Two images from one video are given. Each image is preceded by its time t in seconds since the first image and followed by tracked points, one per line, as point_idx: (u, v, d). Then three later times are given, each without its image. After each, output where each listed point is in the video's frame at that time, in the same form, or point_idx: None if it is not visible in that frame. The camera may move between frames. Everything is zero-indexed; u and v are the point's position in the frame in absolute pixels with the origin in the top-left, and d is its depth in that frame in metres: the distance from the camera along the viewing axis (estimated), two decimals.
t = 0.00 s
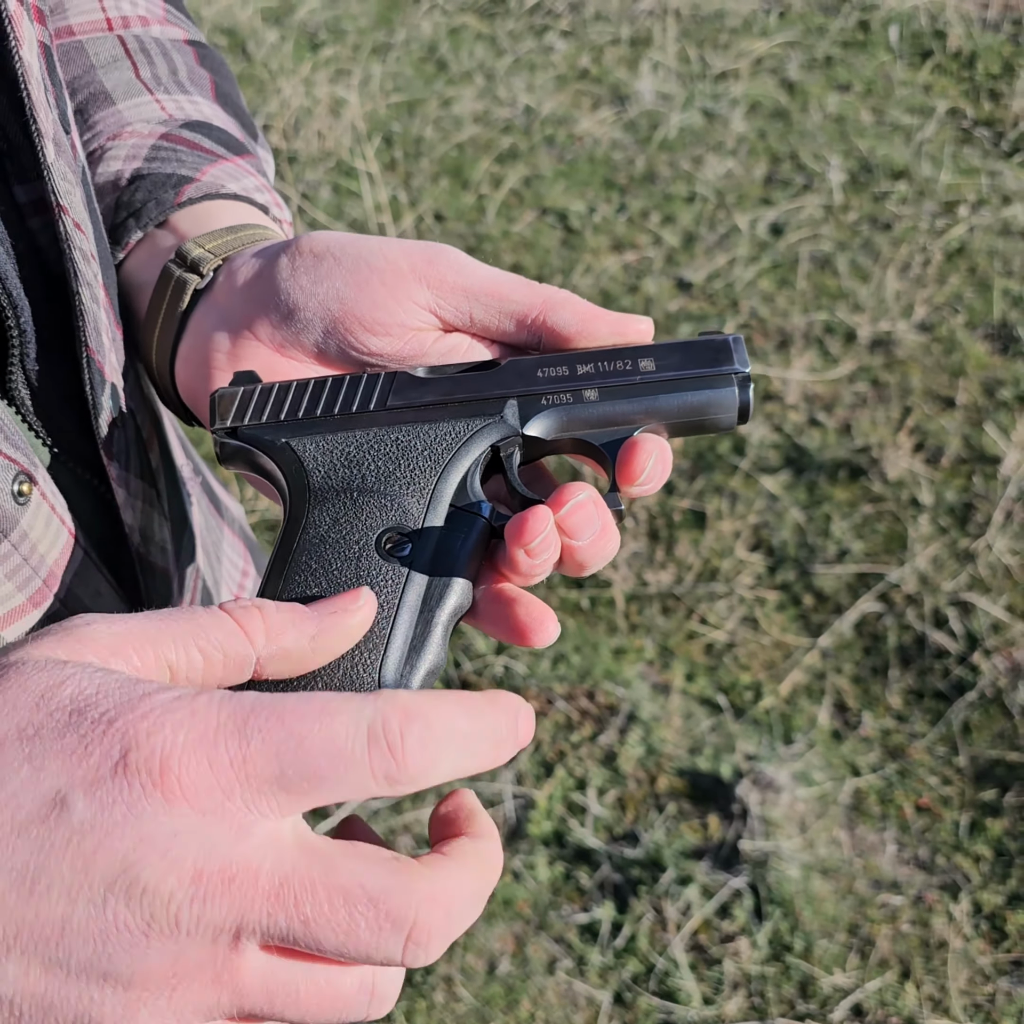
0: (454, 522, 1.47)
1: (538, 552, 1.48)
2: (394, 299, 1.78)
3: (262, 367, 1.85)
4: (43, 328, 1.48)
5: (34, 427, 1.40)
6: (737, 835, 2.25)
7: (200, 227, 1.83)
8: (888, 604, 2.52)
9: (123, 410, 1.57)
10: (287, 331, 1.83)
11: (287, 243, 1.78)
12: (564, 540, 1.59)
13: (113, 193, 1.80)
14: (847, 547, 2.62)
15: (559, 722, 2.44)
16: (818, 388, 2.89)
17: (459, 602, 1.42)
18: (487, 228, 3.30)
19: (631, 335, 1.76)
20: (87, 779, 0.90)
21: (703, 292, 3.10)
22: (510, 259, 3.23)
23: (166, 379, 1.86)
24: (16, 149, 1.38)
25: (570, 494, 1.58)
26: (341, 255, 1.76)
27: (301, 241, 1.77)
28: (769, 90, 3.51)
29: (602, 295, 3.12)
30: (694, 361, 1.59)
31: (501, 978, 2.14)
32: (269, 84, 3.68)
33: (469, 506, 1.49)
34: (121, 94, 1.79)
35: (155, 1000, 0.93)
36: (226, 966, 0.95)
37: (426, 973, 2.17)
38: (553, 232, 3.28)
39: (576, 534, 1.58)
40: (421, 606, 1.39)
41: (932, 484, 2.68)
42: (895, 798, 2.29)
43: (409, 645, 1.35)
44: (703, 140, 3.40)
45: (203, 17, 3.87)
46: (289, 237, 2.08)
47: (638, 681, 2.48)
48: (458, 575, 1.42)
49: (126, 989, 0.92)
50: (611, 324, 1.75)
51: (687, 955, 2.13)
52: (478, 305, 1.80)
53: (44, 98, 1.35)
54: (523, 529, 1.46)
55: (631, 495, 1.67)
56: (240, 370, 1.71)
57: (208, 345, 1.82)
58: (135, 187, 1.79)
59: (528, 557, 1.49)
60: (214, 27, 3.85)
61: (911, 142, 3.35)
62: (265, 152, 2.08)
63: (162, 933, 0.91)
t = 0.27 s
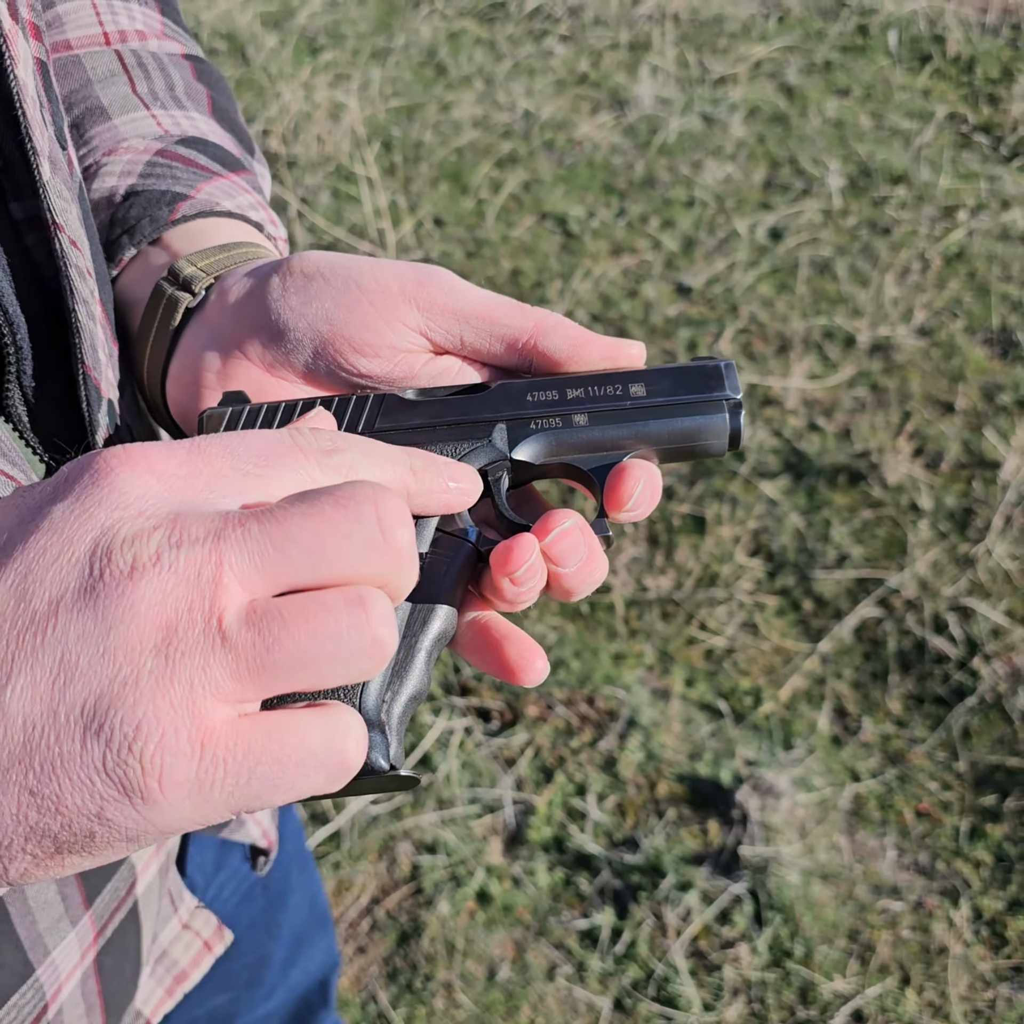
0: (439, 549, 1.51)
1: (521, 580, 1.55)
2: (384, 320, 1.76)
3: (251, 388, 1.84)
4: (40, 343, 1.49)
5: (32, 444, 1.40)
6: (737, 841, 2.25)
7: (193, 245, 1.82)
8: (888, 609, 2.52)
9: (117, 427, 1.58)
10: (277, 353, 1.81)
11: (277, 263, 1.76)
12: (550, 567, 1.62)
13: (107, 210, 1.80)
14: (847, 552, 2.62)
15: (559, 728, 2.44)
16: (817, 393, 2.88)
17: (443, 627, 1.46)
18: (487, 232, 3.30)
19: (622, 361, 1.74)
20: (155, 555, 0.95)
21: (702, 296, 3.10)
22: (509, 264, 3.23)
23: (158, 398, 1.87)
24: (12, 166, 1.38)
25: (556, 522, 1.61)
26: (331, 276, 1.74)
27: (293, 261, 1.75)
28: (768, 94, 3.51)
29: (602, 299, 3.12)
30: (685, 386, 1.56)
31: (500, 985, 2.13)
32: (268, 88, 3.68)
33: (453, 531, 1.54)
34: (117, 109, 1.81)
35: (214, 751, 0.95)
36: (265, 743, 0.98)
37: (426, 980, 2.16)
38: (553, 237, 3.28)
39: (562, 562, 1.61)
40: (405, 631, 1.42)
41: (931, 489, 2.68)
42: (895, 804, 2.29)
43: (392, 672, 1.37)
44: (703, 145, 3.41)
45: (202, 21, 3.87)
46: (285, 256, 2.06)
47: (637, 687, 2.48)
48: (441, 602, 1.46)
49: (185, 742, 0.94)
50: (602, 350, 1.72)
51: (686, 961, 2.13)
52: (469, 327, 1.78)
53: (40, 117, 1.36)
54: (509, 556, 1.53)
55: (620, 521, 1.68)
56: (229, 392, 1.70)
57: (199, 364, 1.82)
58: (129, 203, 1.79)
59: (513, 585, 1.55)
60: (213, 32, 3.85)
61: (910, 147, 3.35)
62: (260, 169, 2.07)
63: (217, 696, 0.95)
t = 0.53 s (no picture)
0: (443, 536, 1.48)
1: (524, 568, 1.50)
2: (384, 316, 1.74)
3: (251, 386, 1.82)
4: (36, 346, 1.48)
5: (27, 448, 1.39)
6: (739, 845, 2.24)
7: (191, 244, 1.81)
8: (890, 612, 2.52)
9: (115, 428, 1.56)
10: (276, 350, 1.79)
11: (275, 260, 1.75)
12: (553, 557, 1.60)
13: (103, 211, 1.80)
14: (848, 556, 2.61)
15: (560, 732, 2.43)
16: (818, 395, 2.88)
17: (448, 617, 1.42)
18: (487, 235, 3.30)
19: (622, 355, 1.74)
20: (132, 656, 0.95)
21: (703, 299, 3.09)
22: (510, 267, 3.23)
23: (155, 396, 1.85)
24: (7, 169, 1.37)
25: (558, 511, 1.59)
26: (330, 273, 1.72)
27: (291, 258, 1.74)
28: (768, 97, 3.50)
29: (602, 302, 3.11)
30: (685, 379, 1.56)
31: (501, 990, 2.12)
32: (268, 90, 3.67)
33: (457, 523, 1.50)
34: (112, 111, 1.81)
35: (208, 850, 0.97)
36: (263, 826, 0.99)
37: (426, 985, 2.15)
38: (553, 239, 3.28)
39: (564, 550, 1.60)
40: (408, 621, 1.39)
41: (932, 492, 2.68)
42: (897, 808, 2.28)
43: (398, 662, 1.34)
44: (703, 147, 3.40)
45: (202, 23, 3.86)
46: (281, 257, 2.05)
47: (638, 690, 2.47)
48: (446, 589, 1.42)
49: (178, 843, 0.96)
50: (601, 344, 1.73)
51: (688, 967, 2.13)
52: (469, 323, 1.76)
53: (35, 120, 1.35)
54: (510, 545, 1.48)
55: (620, 510, 1.68)
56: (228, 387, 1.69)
57: (197, 362, 1.79)
58: (125, 204, 1.78)
59: (516, 574, 1.51)
60: (213, 34, 3.85)
61: (910, 150, 3.35)
62: (256, 170, 2.06)
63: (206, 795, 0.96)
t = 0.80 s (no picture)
0: (438, 553, 1.44)
1: (513, 579, 1.42)
2: (382, 332, 1.75)
3: (247, 399, 1.80)
4: (30, 358, 1.47)
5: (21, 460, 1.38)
6: (739, 853, 2.23)
7: (188, 256, 1.81)
8: (891, 618, 2.51)
9: (110, 441, 1.53)
10: (274, 364, 1.78)
11: (274, 274, 1.75)
12: (544, 573, 1.55)
13: (100, 222, 1.78)
14: (849, 561, 2.61)
15: (560, 738, 2.42)
16: (819, 400, 2.87)
17: (440, 632, 1.39)
18: (488, 239, 3.29)
19: (619, 375, 1.74)
20: (136, 864, 0.94)
21: (703, 303, 3.09)
22: (510, 270, 3.22)
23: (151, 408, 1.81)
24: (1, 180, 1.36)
25: (550, 526, 1.55)
26: (329, 288, 1.73)
27: (290, 273, 1.74)
28: (769, 101, 3.50)
29: (602, 306, 3.11)
30: (682, 400, 1.56)
31: (502, 997, 2.11)
32: (268, 93, 3.66)
33: (452, 539, 1.47)
34: (108, 121, 1.78)
35: None
36: (279, 912, 0.99)
37: (426, 992, 2.14)
38: (553, 243, 3.27)
39: (555, 566, 1.54)
40: (402, 637, 1.36)
41: (933, 498, 2.67)
42: (898, 815, 2.27)
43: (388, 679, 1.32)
44: (704, 151, 3.40)
45: (202, 26, 3.86)
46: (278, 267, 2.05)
47: (639, 696, 2.46)
48: (440, 603, 1.40)
49: (188, 955, 0.96)
50: (600, 362, 1.72)
51: (689, 974, 2.12)
52: (467, 340, 1.77)
53: (28, 131, 1.33)
54: (497, 555, 1.41)
55: (615, 531, 1.63)
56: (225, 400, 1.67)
57: (193, 374, 1.78)
58: (122, 215, 1.77)
59: (506, 587, 1.43)
60: (213, 37, 3.84)
61: (911, 153, 3.35)
62: (252, 179, 2.05)
63: (207, 900, 0.97)
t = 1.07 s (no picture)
0: (430, 565, 1.44)
1: (500, 590, 1.42)
2: (374, 340, 1.76)
3: (241, 409, 1.80)
4: (22, 365, 1.47)
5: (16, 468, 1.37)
6: (739, 856, 2.23)
7: (183, 264, 1.80)
8: (891, 621, 2.51)
9: (104, 447, 1.55)
10: (267, 372, 1.78)
11: (267, 282, 1.76)
12: (535, 584, 1.54)
13: (95, 229, 1.76)
14: (849, 564, 2.61)
15: (561, 741, 2.42)
16: (819, 403, 2.87)
17: (432, 645, 1.39)
18: (488, 241, 3.29)
19: (613, 382, 1.71)
20: (113, 869, 0.94)
21: (704, 307, 3.09)
22: (511, 273, 3.22)
23: (145, 418, 1.80)
24: None
25: (540, 537, 1.53)
26: (323, 296, 1.74)
27: (283, 281, 1.74)
28: (769, 104, 3.51)
29: (603, 309, 3.11)
30: (676, 408, 1.54)
31: (502, 1000, 2.11)
32: (268, 95, 3.67)
33: (445, 551, 1.46)
34: (104, 128, 1.78)
35: None
36: (253, 918, 1.00)
37: (426, 995, 2.14)
38: (554, 246, 3.28)
39: (546, 578, 1.53)
40: (393, 652, 1.36)
41: (934, 501, 2.68)
42: (898, 818, 2.27)
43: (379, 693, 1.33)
44: (704, 155, 3.40)
45: (203, 29, 3.86)
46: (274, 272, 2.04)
47: (639, 699, 2.46)
48: (432, 615, 1.39)
49: (159, 960, 0.96)
50: (594, 371, 1.69)
51: (689, 977, 2.12)
52: (460, 349, 1.77)
53: (18, 138, 1.33)
54: (484, 566, 1.41)
55: (608, 543, 1.62)
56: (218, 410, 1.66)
57: (187, 383, 1.77)
58: (117, 222, 1.76)
59: (494, 598, 1.43)
60: (213, 40, 3.84)
61: (911, 157, 3.35)
62: (249, 185, 2.05)
63: (180, 906, 0.97)
